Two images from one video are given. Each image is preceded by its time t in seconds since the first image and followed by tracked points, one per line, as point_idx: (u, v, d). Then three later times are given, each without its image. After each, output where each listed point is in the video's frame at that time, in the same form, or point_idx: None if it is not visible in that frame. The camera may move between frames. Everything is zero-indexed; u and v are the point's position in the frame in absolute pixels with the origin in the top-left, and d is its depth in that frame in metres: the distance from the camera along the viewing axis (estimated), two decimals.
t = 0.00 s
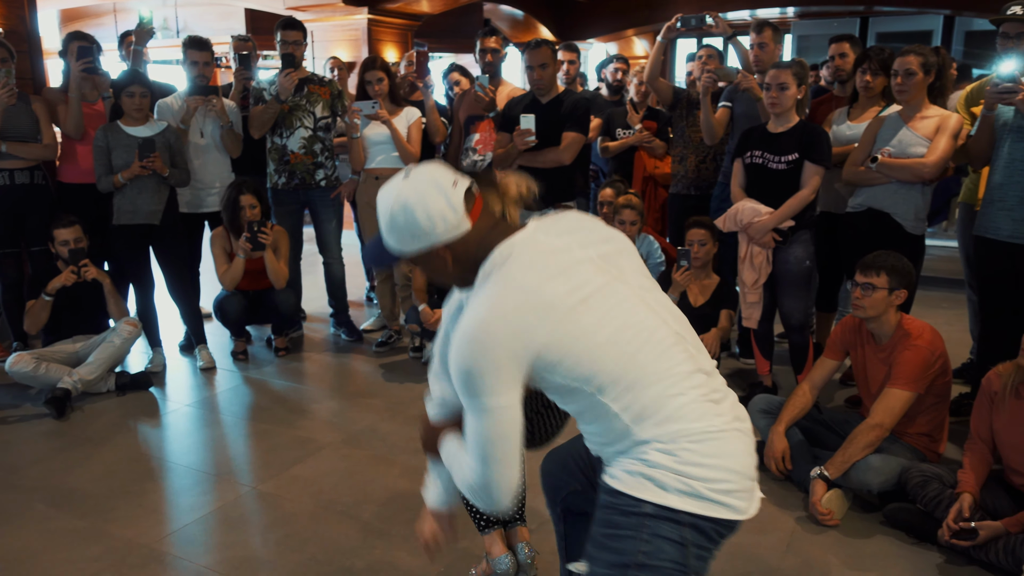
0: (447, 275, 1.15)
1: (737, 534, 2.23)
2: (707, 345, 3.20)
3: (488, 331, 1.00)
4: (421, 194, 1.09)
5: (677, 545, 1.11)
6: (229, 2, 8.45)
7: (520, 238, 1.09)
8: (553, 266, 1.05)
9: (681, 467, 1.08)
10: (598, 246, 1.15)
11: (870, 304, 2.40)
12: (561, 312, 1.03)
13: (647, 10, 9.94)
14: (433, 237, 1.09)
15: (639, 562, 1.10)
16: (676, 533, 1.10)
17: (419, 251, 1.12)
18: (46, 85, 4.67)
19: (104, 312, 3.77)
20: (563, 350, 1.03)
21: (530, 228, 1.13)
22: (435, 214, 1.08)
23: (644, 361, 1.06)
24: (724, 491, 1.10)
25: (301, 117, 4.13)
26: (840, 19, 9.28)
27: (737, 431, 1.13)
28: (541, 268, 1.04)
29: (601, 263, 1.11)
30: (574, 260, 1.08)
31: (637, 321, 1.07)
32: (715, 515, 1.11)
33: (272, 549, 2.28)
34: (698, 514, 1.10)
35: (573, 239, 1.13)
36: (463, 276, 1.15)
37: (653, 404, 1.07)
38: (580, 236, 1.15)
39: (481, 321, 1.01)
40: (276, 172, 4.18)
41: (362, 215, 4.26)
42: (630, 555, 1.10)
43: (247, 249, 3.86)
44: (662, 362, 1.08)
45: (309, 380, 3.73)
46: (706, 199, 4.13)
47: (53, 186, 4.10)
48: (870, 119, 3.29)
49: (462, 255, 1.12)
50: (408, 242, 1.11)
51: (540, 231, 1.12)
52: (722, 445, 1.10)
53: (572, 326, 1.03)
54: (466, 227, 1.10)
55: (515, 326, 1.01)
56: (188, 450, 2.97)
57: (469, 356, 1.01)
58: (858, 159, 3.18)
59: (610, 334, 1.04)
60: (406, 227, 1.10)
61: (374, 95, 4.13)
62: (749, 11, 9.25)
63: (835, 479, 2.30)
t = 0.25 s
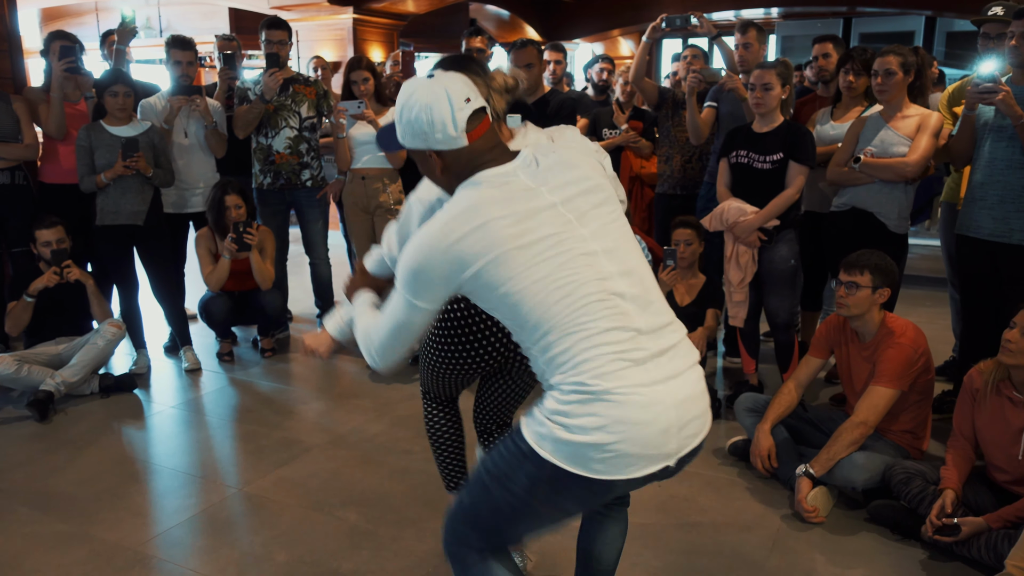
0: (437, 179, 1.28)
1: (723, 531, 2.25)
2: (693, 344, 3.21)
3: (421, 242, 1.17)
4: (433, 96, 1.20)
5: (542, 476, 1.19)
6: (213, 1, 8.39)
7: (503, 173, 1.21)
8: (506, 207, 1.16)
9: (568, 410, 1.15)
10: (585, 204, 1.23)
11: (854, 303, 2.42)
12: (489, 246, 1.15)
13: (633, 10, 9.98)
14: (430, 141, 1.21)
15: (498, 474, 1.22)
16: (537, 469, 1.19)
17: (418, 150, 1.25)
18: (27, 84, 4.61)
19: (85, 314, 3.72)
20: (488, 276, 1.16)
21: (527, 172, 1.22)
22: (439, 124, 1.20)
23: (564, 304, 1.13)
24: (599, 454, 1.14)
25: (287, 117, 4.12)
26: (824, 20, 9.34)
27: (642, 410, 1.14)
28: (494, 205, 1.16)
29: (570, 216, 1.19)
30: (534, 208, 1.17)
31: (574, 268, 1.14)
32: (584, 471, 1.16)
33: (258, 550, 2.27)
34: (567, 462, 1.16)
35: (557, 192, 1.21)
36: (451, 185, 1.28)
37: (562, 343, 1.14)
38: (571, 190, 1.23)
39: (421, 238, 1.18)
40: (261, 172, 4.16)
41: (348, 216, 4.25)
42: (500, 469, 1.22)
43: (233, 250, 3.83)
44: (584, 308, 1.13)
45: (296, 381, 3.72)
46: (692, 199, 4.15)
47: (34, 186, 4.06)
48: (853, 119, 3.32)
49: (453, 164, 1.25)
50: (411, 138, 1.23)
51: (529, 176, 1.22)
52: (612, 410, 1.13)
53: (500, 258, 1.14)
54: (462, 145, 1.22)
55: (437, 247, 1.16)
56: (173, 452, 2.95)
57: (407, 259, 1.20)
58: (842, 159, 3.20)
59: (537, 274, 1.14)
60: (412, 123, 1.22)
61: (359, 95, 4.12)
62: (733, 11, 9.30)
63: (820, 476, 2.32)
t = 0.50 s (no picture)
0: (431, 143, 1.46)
1: (716, 533, 2.26)
2: (687, 346, 3.22)
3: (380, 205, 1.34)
4: (443, 72, 1.34)
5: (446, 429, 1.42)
6: (207, 2, 8.37)
7: (473, 162, 1.33)
8: (451, 198, 1.30)
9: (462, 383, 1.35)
10: (532, 216, 1.31)
11: (845, 306, 2.42)
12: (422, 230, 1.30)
13: (627, 11, 9.99)
14: (427, 111, 1.37)
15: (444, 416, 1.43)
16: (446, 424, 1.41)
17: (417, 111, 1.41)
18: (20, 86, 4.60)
19: (78, 316, 3.72)
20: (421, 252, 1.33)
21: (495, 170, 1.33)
22: (440, 103, 1.35)
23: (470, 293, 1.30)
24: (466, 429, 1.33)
25: (281, 119, 4.12)
26: (818, 21, 9.37)
27: (501, 412, 1.29)
28: (443, 193, 1.30)
29: (509, 222, 1.30)
30: (474, 205, 1.29)
31: (488, 268, 1.29)
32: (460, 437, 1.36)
33: (252, 553, 2.27)
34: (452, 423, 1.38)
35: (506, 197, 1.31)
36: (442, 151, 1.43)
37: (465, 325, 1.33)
38: (524, 195, 1.32)
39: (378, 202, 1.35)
40: (255, 174, 4.16)
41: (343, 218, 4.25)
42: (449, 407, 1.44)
43: (227, 253, 3.83)
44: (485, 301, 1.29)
45: (290, 383, 3.72)
46: (686, 201, 4.16)
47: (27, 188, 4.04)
48: (845, 122, 3.33)
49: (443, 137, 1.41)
50: (413, 101, 1.39)
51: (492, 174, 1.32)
52: (483, 399, 1.30)
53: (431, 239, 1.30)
54: (452, 128, 1.38)
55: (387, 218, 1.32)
56: (167, 455, 2.95)
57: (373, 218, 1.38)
58: (833, 162, 3.21)
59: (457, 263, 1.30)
60: (418, 92, 1.37)
61: (354, 97, 4.11)
62: (728, 13, 9.32)
63: (812, 479, 2.33)
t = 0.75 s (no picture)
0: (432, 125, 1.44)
1: (716, 537, 2.25)
2: (687, 347, 3.21)
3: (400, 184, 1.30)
4: (451, 60, 1.34)
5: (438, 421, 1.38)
6: (206, 2, 8.37)
7: (482, 145, 1.34)
8: (467, 180, 1.29)
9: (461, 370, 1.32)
10: (541, 205, 1.33)
11: (846, 308, 2.42)
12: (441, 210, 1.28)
13: (628, 10, 9.98)
14: (431, 95, 1.37)
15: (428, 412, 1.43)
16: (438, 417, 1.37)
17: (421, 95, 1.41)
18: (19, 86, 4.59)
19: (76, 318, 3.72)
20: (437, 233, 1.29)
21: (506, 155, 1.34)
22: (444, 88, 1.34)
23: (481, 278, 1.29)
24: (461, 414, 1.32)
25: (280, 120, 4.11)
26: (819, 20, 9.36)
27: (501, 398, 1.29)
28: (460, 174, 1.29)
29: (520, 209, 1.31)
30: (488, 189, 1.29)
31: (501, 253, 1.28)
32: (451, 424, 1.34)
33: (250, 557, 2.26)
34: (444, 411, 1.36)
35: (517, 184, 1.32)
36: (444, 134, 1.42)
37: (468, 309, 1.31)
38: (533, 184, 1.33)
39: (395, 181, 1.31)
40: (254, 176, 4.15)
41: (342, 219, 4.25)
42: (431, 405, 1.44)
43: (226, 254, 3.83)
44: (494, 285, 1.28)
45: (290, 385, 3.71)
46: (686, 202, 4.16)
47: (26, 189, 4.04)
48: (846, 123, 3.33)
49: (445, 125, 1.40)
50: (419, 84, 1.39)
51: (503, 159, 1.33)
52: (483, 385, 1.29)
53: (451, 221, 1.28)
54: (454, 115, 1.37)
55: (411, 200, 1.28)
56: (166, 457, 2.95)
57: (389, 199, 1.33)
58: (834, 164, 3.21)
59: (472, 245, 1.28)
60: (424, 76, 1.36)
61: (354, 99, 4.10)
62: (728, 13, 9.32)
63: (812, 482, 2.32)
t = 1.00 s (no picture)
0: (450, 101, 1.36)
1: (711, 539, 2.25)
2: (683, 349, 3.20)
3: (483, 155, 1.19)
4: (492, 33, 1.25)
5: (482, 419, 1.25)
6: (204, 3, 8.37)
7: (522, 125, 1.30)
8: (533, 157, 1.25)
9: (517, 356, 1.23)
10: (577, 186, 1.34)
11: (841, 310, 2.41)
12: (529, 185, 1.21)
13: (626, 10, 9.97)
14: (467, 71, 1.28)
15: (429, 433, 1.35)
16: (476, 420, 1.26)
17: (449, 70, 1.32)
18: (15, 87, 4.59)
19: (73, 320, 3.71)
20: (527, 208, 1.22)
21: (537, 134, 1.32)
22: (482, 62, 1.26)
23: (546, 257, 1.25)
24: (522, 404, 1.24)
25: (276, 121, 4.10)
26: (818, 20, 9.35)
27: (565, 379, 1.25)
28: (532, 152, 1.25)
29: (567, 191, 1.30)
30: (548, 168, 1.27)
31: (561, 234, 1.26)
32: (503, 417, 1.24)
33: (244, 560, 2.26)
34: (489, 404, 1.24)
35: (559, 163, 1.31)
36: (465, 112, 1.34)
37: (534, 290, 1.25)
38: (567, 164, 1.33)
39: (481, 155, 1.19)
40: (250, 177, 4.14)
41: (339, 220, 4.24)
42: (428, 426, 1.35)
43: (222, 255, 3.82)
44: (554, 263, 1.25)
45: (286, 387, 3.70)
46: (683, 203, 4.15)
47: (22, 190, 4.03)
48: (843, 124, 3.32)
49: (471, 99, 1.32)
50: (451, 58, 1.29)
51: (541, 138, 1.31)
52: (547, 368, 1.24)
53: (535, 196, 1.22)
54: (486, 91, 1.29)
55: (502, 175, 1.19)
56: (161, 459, 2.94)
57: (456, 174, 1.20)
58: (832, 165, 3.20)
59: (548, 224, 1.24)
60: (458, 47, 1.27)
61: (351, 99, 4.10)
62: (727, 13, 9.32)
63: (808, 484, 2.32)
